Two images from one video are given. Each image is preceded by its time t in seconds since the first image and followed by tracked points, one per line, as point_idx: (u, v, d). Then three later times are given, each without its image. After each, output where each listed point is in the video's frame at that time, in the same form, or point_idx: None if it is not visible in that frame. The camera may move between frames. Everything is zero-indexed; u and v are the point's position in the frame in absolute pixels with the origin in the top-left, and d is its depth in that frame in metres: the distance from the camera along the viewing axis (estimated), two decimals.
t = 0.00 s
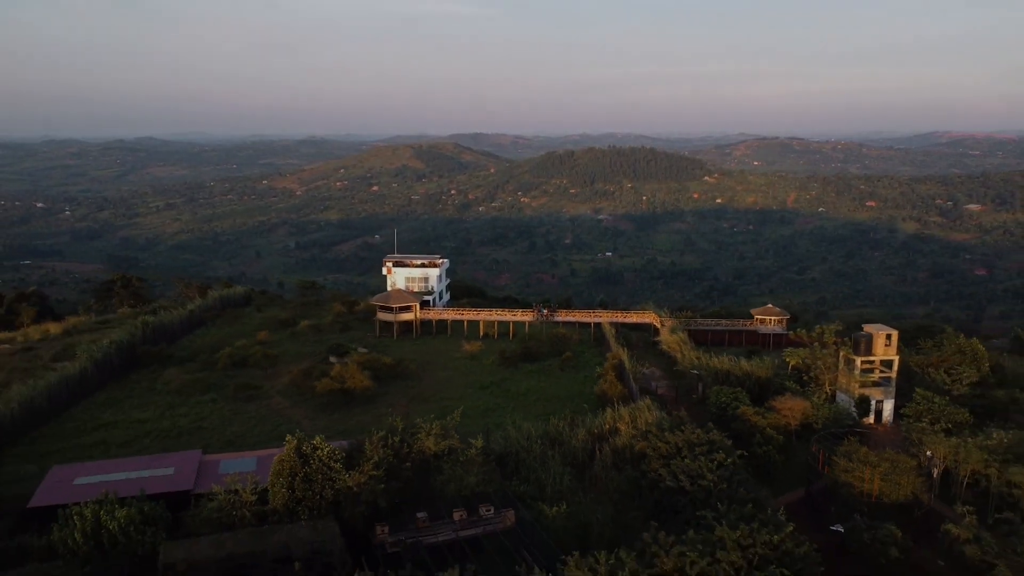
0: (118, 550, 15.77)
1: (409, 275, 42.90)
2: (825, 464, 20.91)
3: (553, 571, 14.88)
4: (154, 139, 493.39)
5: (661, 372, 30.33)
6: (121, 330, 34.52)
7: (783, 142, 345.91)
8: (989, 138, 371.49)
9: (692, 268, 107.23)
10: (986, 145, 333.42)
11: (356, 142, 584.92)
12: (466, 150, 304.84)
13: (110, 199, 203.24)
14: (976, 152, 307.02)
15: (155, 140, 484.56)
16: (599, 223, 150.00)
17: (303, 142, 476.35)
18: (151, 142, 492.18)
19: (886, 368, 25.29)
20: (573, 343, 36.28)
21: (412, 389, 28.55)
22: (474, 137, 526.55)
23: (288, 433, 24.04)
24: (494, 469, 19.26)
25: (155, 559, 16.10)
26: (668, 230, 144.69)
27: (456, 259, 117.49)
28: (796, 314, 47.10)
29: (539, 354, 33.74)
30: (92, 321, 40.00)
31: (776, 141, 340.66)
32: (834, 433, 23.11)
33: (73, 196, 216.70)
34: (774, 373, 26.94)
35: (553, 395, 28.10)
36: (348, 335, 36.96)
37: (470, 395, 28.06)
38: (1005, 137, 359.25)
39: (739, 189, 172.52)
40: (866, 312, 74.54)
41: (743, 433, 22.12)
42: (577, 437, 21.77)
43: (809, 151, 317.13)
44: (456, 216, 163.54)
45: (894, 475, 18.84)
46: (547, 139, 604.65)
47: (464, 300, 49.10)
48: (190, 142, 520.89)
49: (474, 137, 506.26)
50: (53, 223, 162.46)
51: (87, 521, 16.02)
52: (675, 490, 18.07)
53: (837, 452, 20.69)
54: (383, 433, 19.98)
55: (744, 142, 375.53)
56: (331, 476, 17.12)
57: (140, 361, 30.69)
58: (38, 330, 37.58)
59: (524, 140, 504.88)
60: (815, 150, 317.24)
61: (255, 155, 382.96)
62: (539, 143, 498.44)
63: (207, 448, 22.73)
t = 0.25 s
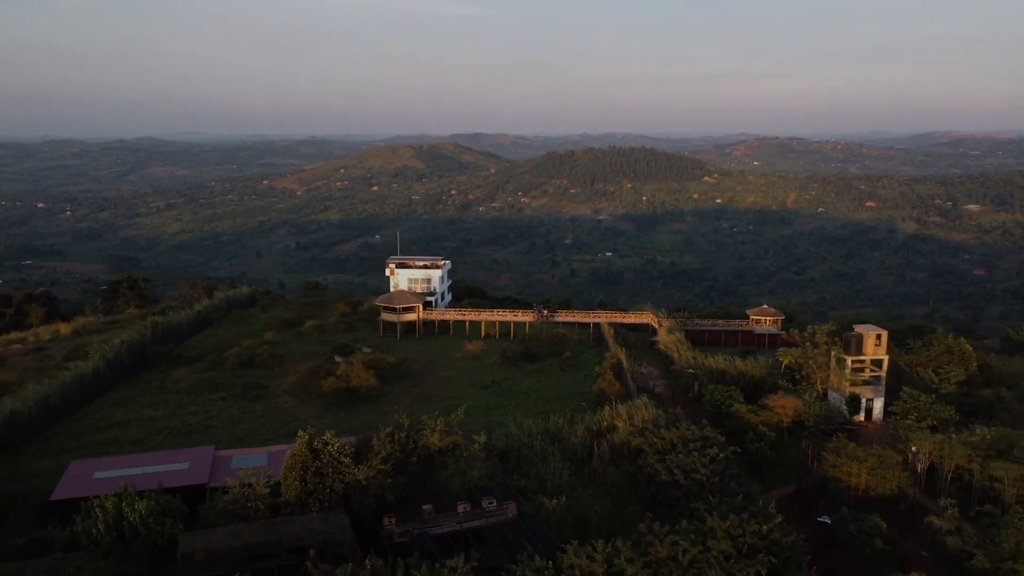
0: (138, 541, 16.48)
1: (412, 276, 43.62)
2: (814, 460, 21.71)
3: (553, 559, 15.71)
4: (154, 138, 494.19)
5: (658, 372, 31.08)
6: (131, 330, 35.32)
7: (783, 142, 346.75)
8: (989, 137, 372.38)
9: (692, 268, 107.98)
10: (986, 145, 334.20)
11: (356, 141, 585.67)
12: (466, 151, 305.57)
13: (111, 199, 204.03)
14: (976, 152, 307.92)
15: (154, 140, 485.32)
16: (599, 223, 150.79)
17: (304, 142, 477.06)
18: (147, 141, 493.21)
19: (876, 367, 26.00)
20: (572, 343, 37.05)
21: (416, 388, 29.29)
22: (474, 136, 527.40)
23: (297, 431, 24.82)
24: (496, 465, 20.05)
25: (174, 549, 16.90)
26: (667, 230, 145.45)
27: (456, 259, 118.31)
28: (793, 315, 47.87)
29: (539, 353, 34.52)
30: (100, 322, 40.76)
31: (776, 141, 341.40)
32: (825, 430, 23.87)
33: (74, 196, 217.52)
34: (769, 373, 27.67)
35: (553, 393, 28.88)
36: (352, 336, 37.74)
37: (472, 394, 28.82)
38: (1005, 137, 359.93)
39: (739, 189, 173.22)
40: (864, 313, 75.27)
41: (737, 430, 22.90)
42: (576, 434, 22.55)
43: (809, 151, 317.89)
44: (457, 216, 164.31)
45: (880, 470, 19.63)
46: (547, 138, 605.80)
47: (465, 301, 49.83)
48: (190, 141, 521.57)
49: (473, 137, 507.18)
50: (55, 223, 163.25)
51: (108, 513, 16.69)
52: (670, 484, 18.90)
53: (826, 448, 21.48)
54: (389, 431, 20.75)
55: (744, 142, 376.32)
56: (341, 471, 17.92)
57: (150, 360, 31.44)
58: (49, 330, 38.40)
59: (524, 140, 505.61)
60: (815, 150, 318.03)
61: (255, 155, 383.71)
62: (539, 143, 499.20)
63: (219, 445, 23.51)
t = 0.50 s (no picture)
0: (157, 532, 17.26)
1: (415, 278, 44.42)
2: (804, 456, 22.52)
3: (553, 548, 16.50)
4: (153, 138, 495.41)
5: (656, 371, 31.88)
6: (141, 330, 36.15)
7: (783, 143, 347.75)
8: (988, 137, 373.55)
9: (691, 269, 108.79)
10: (986, 145, 335.24)
11: (356, 141, 586.79)
12: (467, 151, 306.40)
13: (112, 200, 204.87)
14: (976, 152, 308.99)
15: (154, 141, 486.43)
16: (599, 223, 151.67)
17: (303, 142, 478.09)
18: (147, 141, 494.50)
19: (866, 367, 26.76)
20: (572, 343, 37.86)
21: (419, 387, 30.08)
22: (473, 136, 528.54)
23: (304, 428, 25.64)
24: (498, 459, 20.85)
25: (191, 540, 17.68)
26: (667, 231, 146.28)
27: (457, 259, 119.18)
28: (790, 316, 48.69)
29: (539, 353, 35.33)
30: (109, 322, 41.60)
31: (776, 142, 342.33)
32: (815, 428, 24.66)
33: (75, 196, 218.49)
34: (762, 372, 28.47)
35: (553, 392, 29.62)
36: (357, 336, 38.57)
37: (474, 392, 29.60)
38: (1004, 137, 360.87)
39: (739, 189, 173.99)
40: (863, 312, 76.08)
41: (730, 427, 23.69)
42: (575, 430, 23.35)
43: (809, 151, 318.89)
44: (457, 216, 165.17)
45: (868, 464, 20.42)
46: (547, 138, 606.59)
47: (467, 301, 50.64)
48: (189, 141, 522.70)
49: (473, 137, 508.47)
50: (56, 223, 164.12)
51: (128, 505, 17.50)
52: (664, 478, 19.73)
53: (817, 444, 22.26)
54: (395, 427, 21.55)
55: (744, 142, 377.30)
56: (350, 465, 18.73)
57: (160, 360, 32.26)
58: (60, 330, 39.24)
59: (524, 140, 506.74)
60: (815, 150, 318.98)
61: (255, 155, 384.71)
62: (539, 143, 500.18)
63: (230, 442, 24.33)
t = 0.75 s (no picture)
0: (174, 524, 18.07)
1: (417, 279, 45.24)
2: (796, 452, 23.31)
3: (554, 539, 17.28)
4: (153, 138, 496.49)
5: (653, 371, 32.63)
6: (150, 330, 36.95)
7: (784, 143, 348.55)
8: (988, 138, 374.54)
9: (691, 269, 109.53)
10: (986, 145, 336.09)
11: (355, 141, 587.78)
12: (467, 151, 307.11)
13: (112, 199, 205.59)
14: (976, 152, 309.85)
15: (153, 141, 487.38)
16: (599, 223, 152.46)
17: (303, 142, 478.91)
18: (146, 140, 495.60)
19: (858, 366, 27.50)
20: (571, 344, 38.62)
21: (423, 386, 30.83)
22: (473, 136, 529.51)
23: (312, 426, 26.40)
24: (500, 455, 21.64)
25: (206, 532, 18.44)
26: (667, 231, 147.03)
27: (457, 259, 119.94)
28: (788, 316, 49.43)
29: (540, 353, 36.10)
30: (117, 323, 42.38)
31: (776, 142, 343.15)
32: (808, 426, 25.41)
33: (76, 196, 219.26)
34: (757, 371, 29.22)
35: (553, 392, 30.38)
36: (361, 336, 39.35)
37: (476, 391, 30.36)
38: (1004, 137, 361.75)
39: (739, 190, 174.65)
40: (862, 312, 76.80)
41: (725, 425, 24.45)
42: (574, 428, 24.10)
43: (809, 152, 319.78)
44: (458, 217, 165.89)
45: (856, 460, 21.22)
46: (547, 137, 607.45)
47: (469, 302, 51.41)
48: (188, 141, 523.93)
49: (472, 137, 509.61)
50: (57, 223, 164.83)
51: (146, 499, 18.32)
52: (660, 474, 20.54)
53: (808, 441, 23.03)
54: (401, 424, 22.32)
55: (744, 143, 378.23)
56: (358, 460, 19.54)
57: (169, 360, 33.04)
58: (69, 330, 40.04)
59: (524, 141, 507.65)
60: (815, 150, 319.81)
61: (255, 155, 385.59)
62: (539, 143, 501.02)
63: (240, 439, 25.12)
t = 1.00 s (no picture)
0: (192, 515, 19.00)
1: (419, 280, 46.22)
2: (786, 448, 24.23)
3: (554, 529, 18.18)
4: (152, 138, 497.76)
5: (650, 370, 33.53)
6: (160, 331, 37.86)
7: (784, 143, 349.48)
8: (988, 138, 375.73)
9: (690, 269, 110.44)
10: (985, 146, 337.02)
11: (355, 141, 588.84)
12: (467, 151, 308.04)
13: (113, 200, 206.57)
14: (976, 153, 310.84)
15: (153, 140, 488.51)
16: (599, 224, 153.40)
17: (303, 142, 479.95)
18: (146, 140, 496.91)
19: (848, 366, 28.42)
20: (570, 344, 39.53)
21: (426, 385, 31.73)
22: (473, 137, 530.62)
23: (319, 424, 27.33)
24: (502, 451, 22.56)
25: (222, 524, 19.35)
26: (666, 231, 147.94)
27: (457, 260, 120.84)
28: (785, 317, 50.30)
29: (540, 353, 37.03)
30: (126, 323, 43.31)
31: (776, 142, 344.11)
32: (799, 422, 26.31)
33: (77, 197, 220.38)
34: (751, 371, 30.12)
35: (552, 390, 31.28)
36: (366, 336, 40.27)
37: (478, 391, 31.26)
38: (1003, 137, 362.80)
39: (739, 190, 175.50)
40: (859, 312, 77.62)
41: (719, 422, 25.35)
42: (573, 425, 25.00)
43: (809, 152, 320.85)
44: (458, 217, 166.78)
45: (843, 455, 22.11)
46: (547, 137, 608.55)
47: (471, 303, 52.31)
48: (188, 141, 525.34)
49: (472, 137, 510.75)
50: (60, 224, 165.82)
51: (165, 492, 19.26)
52: (655, 468, 21.45)
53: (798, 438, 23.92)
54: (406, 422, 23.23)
55: (744, 143, 379.31)
56: (366, 455, 20.46)
57: (179, 359, 33.97)
58: (80, 330, 40.98)
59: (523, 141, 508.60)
60: (815, 150, 320.76)
61: (255, 155, 386.64)
62: (539, 143, 502.16)
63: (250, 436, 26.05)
